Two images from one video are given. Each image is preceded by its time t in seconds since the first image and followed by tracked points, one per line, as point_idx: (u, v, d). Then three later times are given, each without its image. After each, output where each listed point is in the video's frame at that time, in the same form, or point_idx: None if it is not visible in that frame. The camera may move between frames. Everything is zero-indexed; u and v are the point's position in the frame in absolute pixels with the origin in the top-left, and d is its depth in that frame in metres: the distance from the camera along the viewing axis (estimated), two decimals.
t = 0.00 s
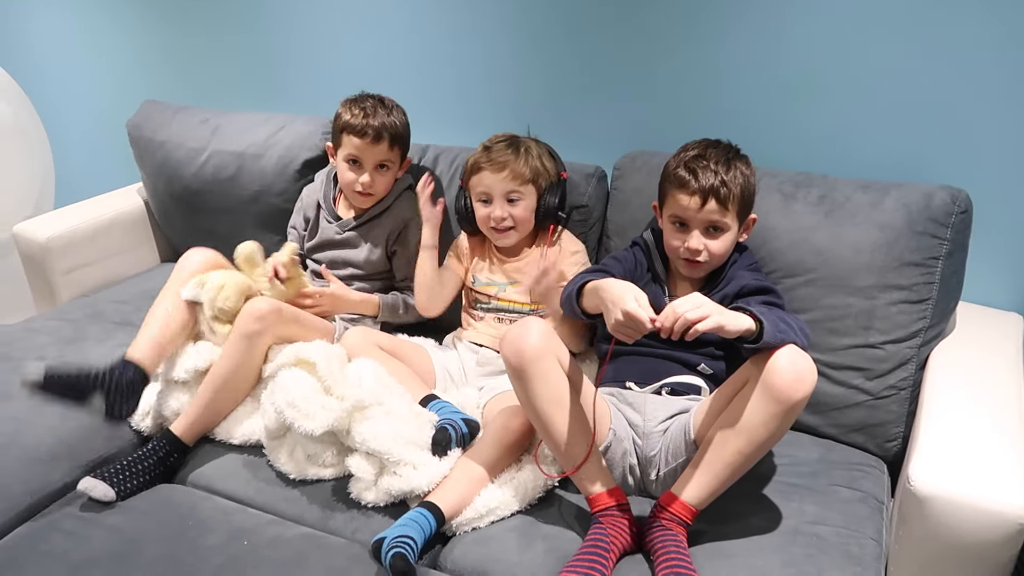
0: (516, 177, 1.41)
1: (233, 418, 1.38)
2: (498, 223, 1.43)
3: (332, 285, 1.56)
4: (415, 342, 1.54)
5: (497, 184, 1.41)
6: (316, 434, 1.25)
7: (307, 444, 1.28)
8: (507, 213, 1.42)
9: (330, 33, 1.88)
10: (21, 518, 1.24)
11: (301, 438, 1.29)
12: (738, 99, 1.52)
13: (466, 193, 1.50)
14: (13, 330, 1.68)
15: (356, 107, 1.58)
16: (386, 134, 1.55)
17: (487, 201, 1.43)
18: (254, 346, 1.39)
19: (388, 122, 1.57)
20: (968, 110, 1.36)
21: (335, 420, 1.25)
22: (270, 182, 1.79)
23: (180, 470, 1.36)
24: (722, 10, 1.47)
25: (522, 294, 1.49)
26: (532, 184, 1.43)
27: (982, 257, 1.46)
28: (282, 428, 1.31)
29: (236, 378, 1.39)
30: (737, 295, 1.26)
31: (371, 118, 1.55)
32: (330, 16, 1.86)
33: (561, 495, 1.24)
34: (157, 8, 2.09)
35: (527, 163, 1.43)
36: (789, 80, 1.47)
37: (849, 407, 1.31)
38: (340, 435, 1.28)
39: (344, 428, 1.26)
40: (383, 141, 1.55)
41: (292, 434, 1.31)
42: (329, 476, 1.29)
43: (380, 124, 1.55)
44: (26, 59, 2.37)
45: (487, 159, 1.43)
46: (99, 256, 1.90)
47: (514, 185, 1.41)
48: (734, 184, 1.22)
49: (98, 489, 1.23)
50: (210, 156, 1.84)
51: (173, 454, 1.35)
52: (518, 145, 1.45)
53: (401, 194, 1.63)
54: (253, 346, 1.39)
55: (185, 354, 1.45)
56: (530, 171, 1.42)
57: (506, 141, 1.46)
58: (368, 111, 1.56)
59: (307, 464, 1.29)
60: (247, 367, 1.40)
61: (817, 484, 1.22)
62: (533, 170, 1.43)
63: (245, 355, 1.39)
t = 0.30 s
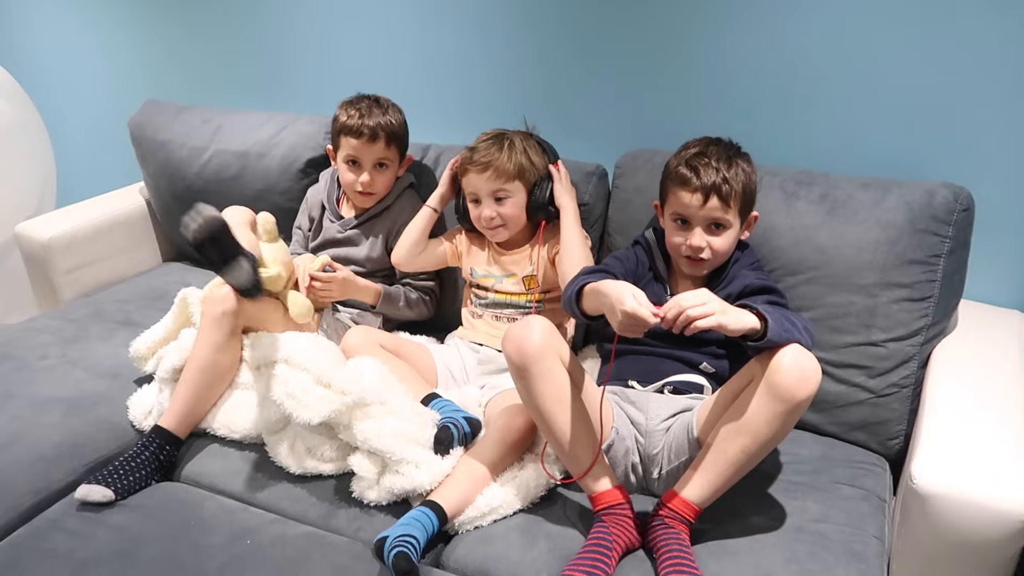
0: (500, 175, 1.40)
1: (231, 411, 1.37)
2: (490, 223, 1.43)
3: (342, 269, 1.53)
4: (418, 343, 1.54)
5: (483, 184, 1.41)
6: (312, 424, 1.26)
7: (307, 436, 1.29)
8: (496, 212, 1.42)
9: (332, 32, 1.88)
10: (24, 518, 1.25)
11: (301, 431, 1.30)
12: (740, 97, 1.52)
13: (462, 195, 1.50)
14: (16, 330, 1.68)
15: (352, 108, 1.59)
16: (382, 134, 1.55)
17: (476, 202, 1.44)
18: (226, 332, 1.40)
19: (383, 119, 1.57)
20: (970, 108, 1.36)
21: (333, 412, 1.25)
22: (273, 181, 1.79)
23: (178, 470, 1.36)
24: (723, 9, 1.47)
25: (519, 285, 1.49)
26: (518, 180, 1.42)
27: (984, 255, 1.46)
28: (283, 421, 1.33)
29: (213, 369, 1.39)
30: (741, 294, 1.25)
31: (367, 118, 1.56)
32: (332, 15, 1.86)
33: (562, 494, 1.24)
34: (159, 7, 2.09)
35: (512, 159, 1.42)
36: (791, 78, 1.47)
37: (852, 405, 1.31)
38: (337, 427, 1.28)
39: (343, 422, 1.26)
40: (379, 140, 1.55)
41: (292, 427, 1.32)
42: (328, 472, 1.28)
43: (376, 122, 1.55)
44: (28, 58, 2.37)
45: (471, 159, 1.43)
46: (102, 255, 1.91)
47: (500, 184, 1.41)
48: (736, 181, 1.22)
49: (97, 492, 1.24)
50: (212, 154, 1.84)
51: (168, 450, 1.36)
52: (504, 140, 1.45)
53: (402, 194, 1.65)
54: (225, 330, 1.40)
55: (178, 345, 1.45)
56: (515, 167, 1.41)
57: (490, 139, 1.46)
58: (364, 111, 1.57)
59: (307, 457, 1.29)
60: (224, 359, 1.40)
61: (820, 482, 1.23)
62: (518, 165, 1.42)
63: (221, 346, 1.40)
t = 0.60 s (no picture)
0: (501, 175, 1.40)
1: (233, 411, 1.37)
2: (489, 222, 1.42)
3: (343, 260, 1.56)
4: (419, 343, 1.53)
5: (483, 183, 1.41)
6: (315, 425, 1.25)
7: (309, 438, 1.29)
8: (496, 212, 1.42)
9: (333, 32, 1.88)
10: (26, 517, 1.25)
11: (303, 433, 1.30)
12: (742, 97, 1.52)
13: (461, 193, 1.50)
14: (17, 329, 1.68)
15: (350, 104, 1.59)
16: (378, 128, 1.55)
17: (476, 201, 1.43)
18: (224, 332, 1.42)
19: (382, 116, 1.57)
20: (970, 108, 1.36)
21: (334, 414, 1.25)
22: (274, 181, 1.79)
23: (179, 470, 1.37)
24: (723, 9, 1.47)
25: (518, 285, 1.50)
26: (518, 180, 1.42)
27: (985, 254, 1.46)
28: (283, 424, 1.32)
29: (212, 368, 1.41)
30: (742, 294, 1.25)
31: (363, 114, 1.55)
32: (333, 14, 1.86)
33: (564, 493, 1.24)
34: (160, 7, 2.09)
35: (512, 159, 1.42)
36: (793, 78, 1.47)
37: (853, 404, 1.31)
38: (340, 428, 1.28)
39: (345, 423, 1.26)
40: (375, 135, 1.55)
41: (293, 429, 1.32)
42: (331, 473, 1.28)
43: (375, 119, 1.55)
44: (28, 57, 2.37)
45: (472, 158, 1.42)
46: (103, 255, 1.91)
47: (500, 183, 1.40)
48: (737, 181, 1.23)
49: (98, 493, 1.23)
50: (213, 154, 1.84)
51: (168, 451, 1.35)
52: (504, 140, 1.44)
53: (402, 193, 1.65)
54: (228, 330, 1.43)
55: (178, 345, 1.46)
56: (516, 167, 1.41)
57: (489, 138, 1.45)
58: (361, 108, 1.57)
59: (308, 458, 1.29)
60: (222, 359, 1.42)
61: (821, 481, 1.23)
62: (519, 166, 1.42)
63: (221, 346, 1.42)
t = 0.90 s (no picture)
0: (519, 177, 1.40)
1: (234, 410, 1.37)
2: (504, 224, 1.42)
3: (349, 259, 1.57)
4: (420, 342, 1.54)
5: (501, 184, 1.40)
6: (312, 425, 1.26)
7: (310, 438, 1.30)
8: (512, 214, 1.41)
9: (333, 32, 1.88)
10: (29, 516, 1.25)
11: (304, 433, 1.30)
12: (742, 96, 1.52)
13: (463, 190, 1.48)
14: (19, 330, 1.69)
15: (353, 103, 1.60)
16: (380, 127, 1.55)
17: (490, 201, 1.42)
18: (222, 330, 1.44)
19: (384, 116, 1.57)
20: (969, 107, 1.37)
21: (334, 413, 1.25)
22: (275, 181, 1.79)
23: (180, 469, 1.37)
24: (722, 8, 1.47)
25: (519, 285, 1.50)
26: (534, 183, 1.43)
27: (985, 253, 1.46)
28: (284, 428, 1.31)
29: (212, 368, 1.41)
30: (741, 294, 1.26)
31: (366, 113, 1.56)
32: (334, 15, 1.86)
33: (565, 492, 1.25)
34: (161, 7, 2.10)
35: (529, 162, 1.42)
36: (792, 78, 1.47)
37: (852, 402, 1.32)
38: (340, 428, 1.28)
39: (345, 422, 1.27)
40: (377, 134, 1.56)
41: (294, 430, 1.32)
42: (332, 472, 1.29)
43: (376, 118, 1.56)
44: (30, 58, 2.37)
45: (489, 158, 1.41)
46: (104, 255, 1.91)
47: (518, 184, 1.41)
48: (735, 178, 1.23)
49: (100, 492, 1.24)
50: (214, 154, 1.85)
51: (169, 450, 1.36)
52: (518, 142, 1.44)
53: (403, 193, 1.65)
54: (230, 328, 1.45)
55: (179, 345, 1.46)
56: (532, 170, 1.42)
57: (502, 139, 1.44)
58: (363, 107, 1.58)
59: (310, 459, 1.29)
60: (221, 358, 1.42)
61: (821, 479, 1.23)
62: (535, 169, 1.43)
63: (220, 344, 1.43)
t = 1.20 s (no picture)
0: (517, 169, 1.41)
1: (230, 410, 1.38)
2: (500, 215, 1.42)
3: (346, 260, 1.56)
4: (417, 342, 1.54)
5: (499, 174, 1.41)
6: (307, 422, 1.26)
7: (307, 437, 1.30)
8: (508, 204, 1.41)
9: (331, 32, 1.88)
10: (27, 515, 1.25)
11: (300, 432, 1.30)
12: (738, 96, 1.53)
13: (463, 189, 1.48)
14: (17, 329, 1.69)
15: (349, 103, 1.60)
16: (376, 127, 1.56)
17: (488, 192, 1.43)
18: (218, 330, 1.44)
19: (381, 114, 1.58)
20: (965, 107, 1.37)
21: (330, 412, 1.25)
22: (273, 181, 1.79)
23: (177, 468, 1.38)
24: (720, 8, 1.47)
25: (517, 285, 1.50)
26: (532, 177, 1.44)
27: (981, 252, 1.46)
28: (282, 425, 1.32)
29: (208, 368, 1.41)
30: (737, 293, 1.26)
31: (361, 112, 1.57)
32: (332, 16, 1.86)
33: (560, 491, 1.25)
34: (160, 7, 2.10)
35: (529, 157, 1.43)
36: (789, 77, 1.47)
37: (848, 401, 1.32)
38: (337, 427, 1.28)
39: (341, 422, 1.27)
40: (372, 134, 1.56)
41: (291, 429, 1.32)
42: (328, 471, 1.29)
43: (373, 118, 1.56)
44: (29, 59, 2.37)
45: (490, 150, 1.42)
46: (102, 255, 1.91)
47: (515, 176, 1.41)
48: (729, 179, 1.23)
49: (97, 491, 1.24)
50: (212, 154, 1.85)
51: (165, 450, 1.36)
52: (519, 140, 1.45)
53: (401, 193, 1.65)
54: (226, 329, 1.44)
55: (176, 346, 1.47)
56: (532, 164, 1.43)
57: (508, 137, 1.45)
58: (359, 106, 1.58)
59: (306, 458, 1.29)
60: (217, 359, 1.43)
61: (816, 478, 1.23)
62: (535, 164, 1.44)
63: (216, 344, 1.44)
